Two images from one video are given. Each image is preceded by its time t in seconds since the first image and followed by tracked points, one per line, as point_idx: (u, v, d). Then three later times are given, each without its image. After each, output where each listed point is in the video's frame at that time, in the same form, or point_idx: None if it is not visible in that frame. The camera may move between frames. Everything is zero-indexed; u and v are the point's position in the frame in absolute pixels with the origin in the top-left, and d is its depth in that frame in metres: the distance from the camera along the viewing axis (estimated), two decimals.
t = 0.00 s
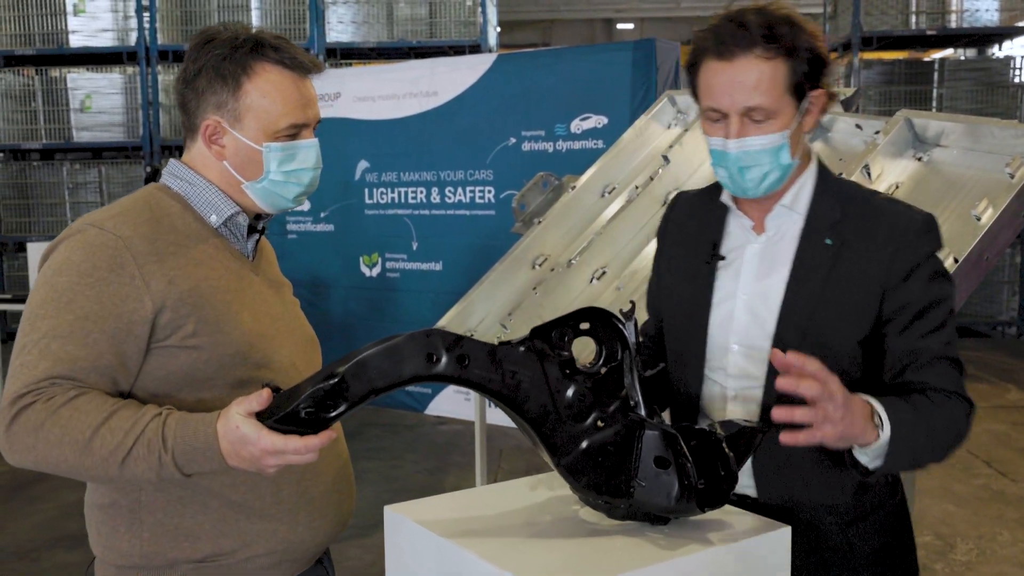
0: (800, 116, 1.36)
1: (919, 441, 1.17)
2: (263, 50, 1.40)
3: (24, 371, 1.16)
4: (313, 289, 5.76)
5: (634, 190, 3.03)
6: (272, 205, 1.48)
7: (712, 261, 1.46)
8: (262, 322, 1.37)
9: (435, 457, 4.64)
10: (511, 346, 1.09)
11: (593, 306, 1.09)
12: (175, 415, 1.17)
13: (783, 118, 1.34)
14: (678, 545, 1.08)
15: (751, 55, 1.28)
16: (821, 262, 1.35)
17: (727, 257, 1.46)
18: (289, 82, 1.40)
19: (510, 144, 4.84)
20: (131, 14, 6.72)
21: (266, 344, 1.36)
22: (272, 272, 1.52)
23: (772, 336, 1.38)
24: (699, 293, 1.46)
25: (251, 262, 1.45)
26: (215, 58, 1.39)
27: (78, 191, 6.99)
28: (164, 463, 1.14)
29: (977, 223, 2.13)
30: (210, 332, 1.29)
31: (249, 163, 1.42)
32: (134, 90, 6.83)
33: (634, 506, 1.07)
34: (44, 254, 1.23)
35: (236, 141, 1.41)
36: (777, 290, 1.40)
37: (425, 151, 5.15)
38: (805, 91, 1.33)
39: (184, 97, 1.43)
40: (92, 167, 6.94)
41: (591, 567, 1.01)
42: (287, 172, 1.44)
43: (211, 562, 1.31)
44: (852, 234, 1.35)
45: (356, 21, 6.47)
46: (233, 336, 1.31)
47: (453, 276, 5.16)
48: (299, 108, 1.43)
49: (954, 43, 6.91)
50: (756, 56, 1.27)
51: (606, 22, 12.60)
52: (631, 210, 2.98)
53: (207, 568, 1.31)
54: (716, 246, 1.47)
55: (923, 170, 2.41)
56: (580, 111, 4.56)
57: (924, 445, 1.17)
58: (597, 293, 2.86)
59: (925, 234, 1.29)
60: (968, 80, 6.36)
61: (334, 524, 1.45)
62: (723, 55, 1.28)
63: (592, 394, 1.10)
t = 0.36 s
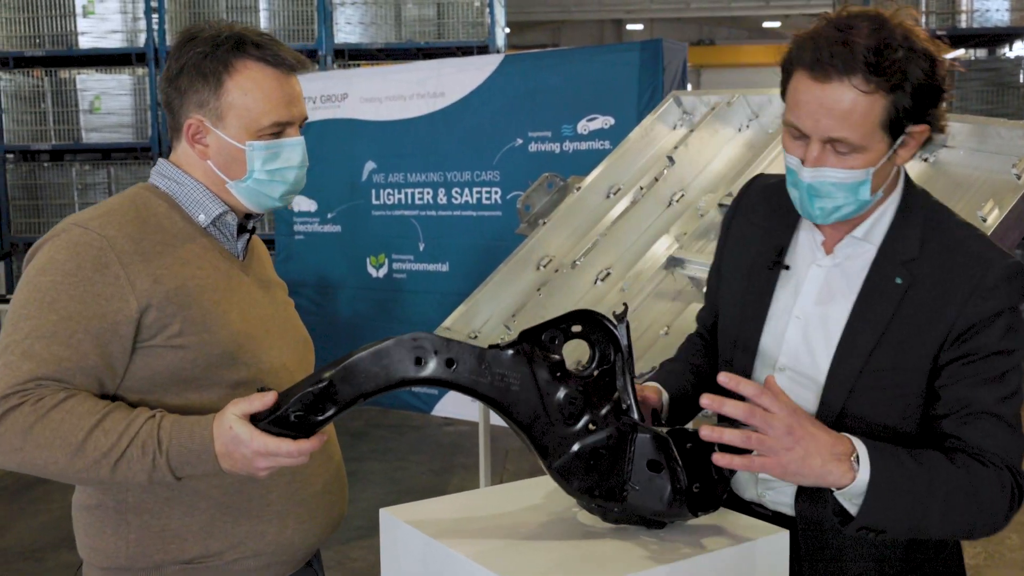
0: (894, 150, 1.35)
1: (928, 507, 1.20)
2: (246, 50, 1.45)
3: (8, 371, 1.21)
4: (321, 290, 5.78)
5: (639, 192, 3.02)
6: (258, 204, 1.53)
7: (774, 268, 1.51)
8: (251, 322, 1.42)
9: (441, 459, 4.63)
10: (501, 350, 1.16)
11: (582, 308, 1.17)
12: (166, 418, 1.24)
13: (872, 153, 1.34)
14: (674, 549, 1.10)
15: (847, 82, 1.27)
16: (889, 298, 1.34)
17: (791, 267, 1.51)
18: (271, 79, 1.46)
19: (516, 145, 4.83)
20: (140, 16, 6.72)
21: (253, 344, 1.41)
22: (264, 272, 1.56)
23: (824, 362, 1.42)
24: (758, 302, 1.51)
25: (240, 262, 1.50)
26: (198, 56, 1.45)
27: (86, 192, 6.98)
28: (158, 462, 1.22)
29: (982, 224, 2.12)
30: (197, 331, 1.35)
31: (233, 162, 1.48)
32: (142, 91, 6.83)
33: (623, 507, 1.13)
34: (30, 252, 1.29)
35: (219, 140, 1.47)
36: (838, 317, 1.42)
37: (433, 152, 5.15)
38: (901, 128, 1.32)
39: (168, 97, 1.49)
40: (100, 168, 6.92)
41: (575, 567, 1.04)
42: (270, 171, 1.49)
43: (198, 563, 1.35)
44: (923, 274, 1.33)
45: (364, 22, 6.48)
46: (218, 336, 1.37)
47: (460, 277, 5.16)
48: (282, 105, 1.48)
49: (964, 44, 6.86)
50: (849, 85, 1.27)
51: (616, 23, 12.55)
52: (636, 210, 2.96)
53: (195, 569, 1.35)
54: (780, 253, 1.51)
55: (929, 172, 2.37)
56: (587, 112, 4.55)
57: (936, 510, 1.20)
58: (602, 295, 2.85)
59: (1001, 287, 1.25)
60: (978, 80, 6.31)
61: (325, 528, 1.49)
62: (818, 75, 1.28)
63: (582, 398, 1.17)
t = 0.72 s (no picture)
0: (911, 165, 1.35)
1: (906, 543, 1.21)
2: (191, 43, 1.47)
3: None
4: (325, 291, 5.80)
5: (643, 192, 3.02)
6: (220, 199, 1.57)
7: (798, 273, 1.52)
8: (229, 329, 1.49)
9: (444, 459, 4.64)
10: (492, 350, 1.22)
11: (578, 311, 1.17)
12: (161, 432, 1.34)
13: (882, 171, 1.34)
14: (659, 555, 1.14)
15: (854, 98, 1.28)
16: (905, 314, 1.33)
17: (813, 273, 1.52)
18: (226, 75, 1.48)
19: (520, 146, 4.84)
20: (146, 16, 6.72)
21: (234, 352, 1.49)
22: (232, 264, 1.61)
23: (837, 374, 1.42)
24: (778, 306, 1.52)
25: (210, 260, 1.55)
26: (144, 55, 1.47)
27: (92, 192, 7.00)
28: (162, 474, 1.32)
29: (986, 226, 2.10)
30: (173, 345, 1.40)
31: (191, 161, 1.51)
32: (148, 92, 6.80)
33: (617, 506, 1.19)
34: None
35: (173, 140, 1.49)
36: (854, 329, 1.42)
37: (437, 153, 5.15)
38: (915, 146, 1.32)
39: (119, 95, 1.51)
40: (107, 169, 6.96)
41: (561, 568, 1.08)
42: (229, 166, 1.53)
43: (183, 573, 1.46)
44: (940, 293, 1.32)
45: (369, 23, 6.48)
46: (195, 347, 1.42)
47: (465, 278, 5.16)
48: (239, 101, 1.50)
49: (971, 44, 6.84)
50: (854, 102, 1.28)
51: (621, 24, 12.54)
52: (639, 212, 2.95)
53: None
54: (804, 258, 1.53)
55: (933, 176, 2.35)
56: (592, 112, 4.55)
57: (913, 546, 1.21)
58: (605, 296, 2.84)
59: (1014, 318, 1.25)
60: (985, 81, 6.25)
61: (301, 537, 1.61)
62: (828, 90, 1.29)
63: (575, 398, 1.19)
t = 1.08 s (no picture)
0: (882, 158, 1.35)
1: (907, 541, 1.22)
2: (109, 45, 1.34)
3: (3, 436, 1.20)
4: (328, 291, 5.81)
5: (645, 192, 3.02)
6: (163, 209, 1.46)
7: (801, 276, 1.51)
8: (180, 343, 1.45)
9: (447, 459, 4.64)
10: (489, 347, 1.22)
11: (576, 310, 1.17)
12: (168, 435, 1.33)
13: (855, 162, 1.35)
14: (659, 553, 1.14)
15: (817, 90, 1.30)
16: (904, 310, 1.33)
17: (815, 274, 1.51)
18: (153, 77, 1.35)
19: (523, 146, 4.84)
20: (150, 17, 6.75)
21: (198, 349, 1.50)
22: (193, 264, 1.58)
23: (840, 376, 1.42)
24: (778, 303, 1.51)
25: (162, 265, 1.48)
26: (57, 60, 1.33)
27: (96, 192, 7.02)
28: (185, 473, 1.32)
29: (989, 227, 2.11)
30: (124, 366, 1.35)
31: (126, 174, 1.40)
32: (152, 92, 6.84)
33: (613, 504, 1.18)
34: None
35: (103, 152, 1.38)
36: (853, 327, 1.42)
37: (440, 153, 5.16)
38: (881, 136, 1.32)
39: (38, 102, 1.39)
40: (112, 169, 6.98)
41: (558, 568, 1.07)
42: (169, 178, 1.41)
43: None
44: (938, 290, 1.32)
45: (372, 22, 6.51)
46: (153, 358, 1.39)
47: (468, 278, 5.16)
48: (171, 103, 1.38)
49: (974, 44, 6.84)
50: (818, 93, 1.30)
51: (625, 24, 12.55)
52: (642, 212, 2.95)
53: None
54: (806, 260, 1.52)
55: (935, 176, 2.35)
56: (594, 112, 4.55)
57: (914, 546, 1.22)
58: (608, 297, 2.82)
59: (1013, 312, 1.25)
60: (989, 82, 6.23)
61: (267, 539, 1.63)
62: (795, 83, 1.32)
63: (572, 395, 1.19)
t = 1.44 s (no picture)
0: (867, 110, 1.36)
1: (922, 523, 1.21)
2: (104, 39, 1.19)
3: (29, 461, 1.06)
4: (331, 290, 5.81)
5: (650, 191, 3.03)
6: (141, 217, 1.32)
7: (795, 266, 1.49)
8: (169, 352, 1.29)
9: (449, 458, 4.64)
10: (493, 348, 1.22)
11: (577, 310, 1.17)
12: (193, 446, 1.22)
13: (836, 105, 1.37)
14: (668, 550, 1.14)
15: (823, 23, 1.36)
16: (904, 292, 1.32)
17: (809, 265, 1.49)
18: (150, 79, 1.21)
19: (525, 145, 4.84)
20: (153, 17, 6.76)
21: (196, 349, 1.37)
22: (172, 266, 1.42)
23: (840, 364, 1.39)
24: (776, 295, 1.49)
25: (135, 274, 1.30)
26: (40, 52, 1.17)
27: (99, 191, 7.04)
28: (215, 484, 1.21)
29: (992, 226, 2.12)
30: (116, 382, 1.19)
31: (108, 176, 1.25)
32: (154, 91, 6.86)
33: (621, 504, 1.18)
34: None
35: (85, 153, 1.22)
36: (851, 312, 1.40)
37: (442, 151, 5.16)
38: (870, 84, 1.34)
39: (9, 94, 1.21)
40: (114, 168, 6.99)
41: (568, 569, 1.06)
42: (154, 184, 1.27)
43: None
44: (939, 269, 1.31)
45: (375, 22, 6.53)
46: (150, 370, 1.24)
47: (470, 277, 5.16)
48: (166, 108, 1.23)
49: (975, 44, 6.84)
50: (824, 28, 1.35)
51: (626, 23, 12.57)
52: (646, 212, 2.94)
53: None
54: (800, 252, 1.49)
55: (940, 175, 2.35)
56: (598, 112, 4.55)
57: (927, 528, 1.22)
58: (612, 295, 2.85)
59: (1014, 286, 1.25)
60: (989, 82, 6.24)
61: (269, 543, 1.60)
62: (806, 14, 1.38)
63: (577, 396, 1.19)
